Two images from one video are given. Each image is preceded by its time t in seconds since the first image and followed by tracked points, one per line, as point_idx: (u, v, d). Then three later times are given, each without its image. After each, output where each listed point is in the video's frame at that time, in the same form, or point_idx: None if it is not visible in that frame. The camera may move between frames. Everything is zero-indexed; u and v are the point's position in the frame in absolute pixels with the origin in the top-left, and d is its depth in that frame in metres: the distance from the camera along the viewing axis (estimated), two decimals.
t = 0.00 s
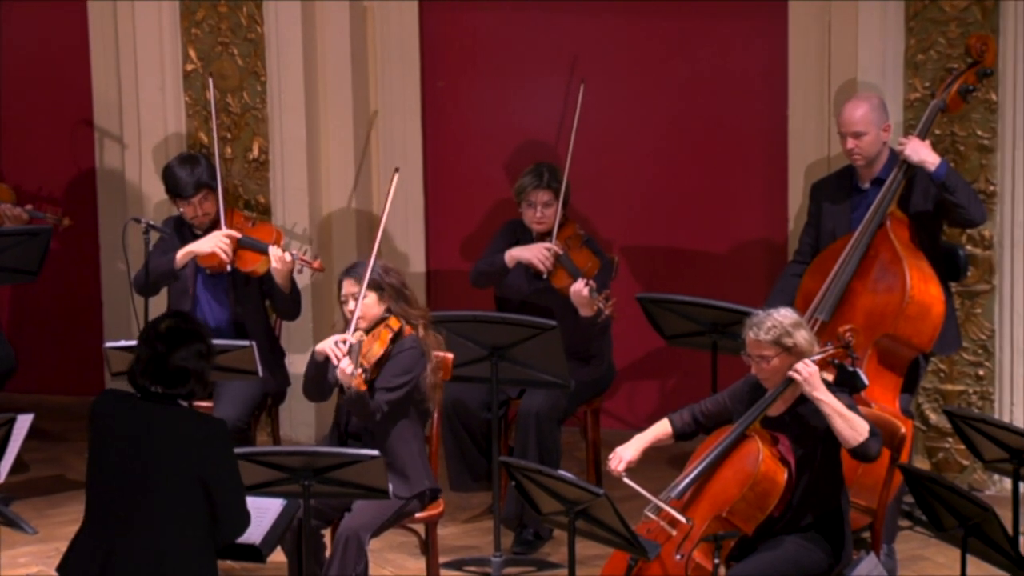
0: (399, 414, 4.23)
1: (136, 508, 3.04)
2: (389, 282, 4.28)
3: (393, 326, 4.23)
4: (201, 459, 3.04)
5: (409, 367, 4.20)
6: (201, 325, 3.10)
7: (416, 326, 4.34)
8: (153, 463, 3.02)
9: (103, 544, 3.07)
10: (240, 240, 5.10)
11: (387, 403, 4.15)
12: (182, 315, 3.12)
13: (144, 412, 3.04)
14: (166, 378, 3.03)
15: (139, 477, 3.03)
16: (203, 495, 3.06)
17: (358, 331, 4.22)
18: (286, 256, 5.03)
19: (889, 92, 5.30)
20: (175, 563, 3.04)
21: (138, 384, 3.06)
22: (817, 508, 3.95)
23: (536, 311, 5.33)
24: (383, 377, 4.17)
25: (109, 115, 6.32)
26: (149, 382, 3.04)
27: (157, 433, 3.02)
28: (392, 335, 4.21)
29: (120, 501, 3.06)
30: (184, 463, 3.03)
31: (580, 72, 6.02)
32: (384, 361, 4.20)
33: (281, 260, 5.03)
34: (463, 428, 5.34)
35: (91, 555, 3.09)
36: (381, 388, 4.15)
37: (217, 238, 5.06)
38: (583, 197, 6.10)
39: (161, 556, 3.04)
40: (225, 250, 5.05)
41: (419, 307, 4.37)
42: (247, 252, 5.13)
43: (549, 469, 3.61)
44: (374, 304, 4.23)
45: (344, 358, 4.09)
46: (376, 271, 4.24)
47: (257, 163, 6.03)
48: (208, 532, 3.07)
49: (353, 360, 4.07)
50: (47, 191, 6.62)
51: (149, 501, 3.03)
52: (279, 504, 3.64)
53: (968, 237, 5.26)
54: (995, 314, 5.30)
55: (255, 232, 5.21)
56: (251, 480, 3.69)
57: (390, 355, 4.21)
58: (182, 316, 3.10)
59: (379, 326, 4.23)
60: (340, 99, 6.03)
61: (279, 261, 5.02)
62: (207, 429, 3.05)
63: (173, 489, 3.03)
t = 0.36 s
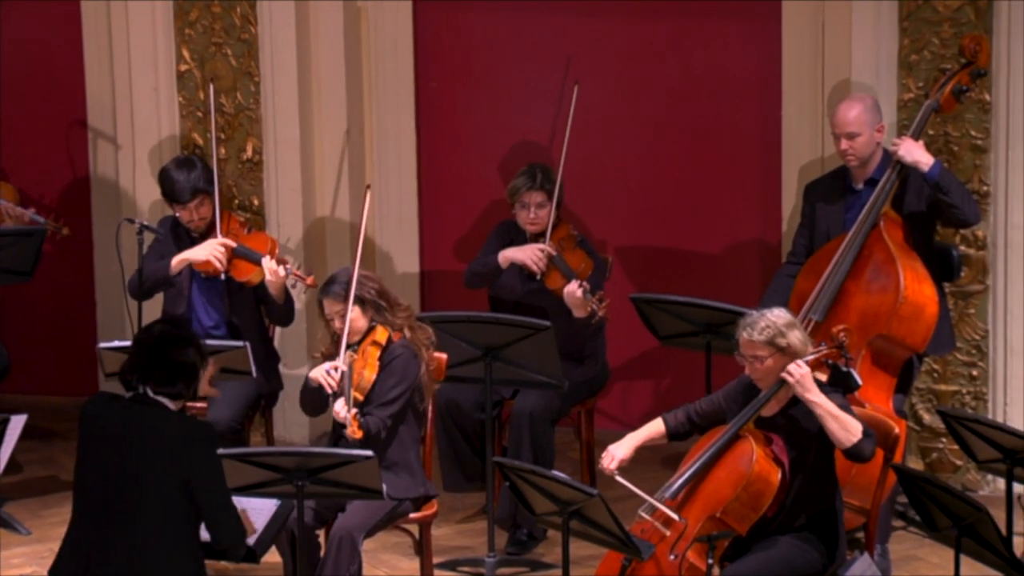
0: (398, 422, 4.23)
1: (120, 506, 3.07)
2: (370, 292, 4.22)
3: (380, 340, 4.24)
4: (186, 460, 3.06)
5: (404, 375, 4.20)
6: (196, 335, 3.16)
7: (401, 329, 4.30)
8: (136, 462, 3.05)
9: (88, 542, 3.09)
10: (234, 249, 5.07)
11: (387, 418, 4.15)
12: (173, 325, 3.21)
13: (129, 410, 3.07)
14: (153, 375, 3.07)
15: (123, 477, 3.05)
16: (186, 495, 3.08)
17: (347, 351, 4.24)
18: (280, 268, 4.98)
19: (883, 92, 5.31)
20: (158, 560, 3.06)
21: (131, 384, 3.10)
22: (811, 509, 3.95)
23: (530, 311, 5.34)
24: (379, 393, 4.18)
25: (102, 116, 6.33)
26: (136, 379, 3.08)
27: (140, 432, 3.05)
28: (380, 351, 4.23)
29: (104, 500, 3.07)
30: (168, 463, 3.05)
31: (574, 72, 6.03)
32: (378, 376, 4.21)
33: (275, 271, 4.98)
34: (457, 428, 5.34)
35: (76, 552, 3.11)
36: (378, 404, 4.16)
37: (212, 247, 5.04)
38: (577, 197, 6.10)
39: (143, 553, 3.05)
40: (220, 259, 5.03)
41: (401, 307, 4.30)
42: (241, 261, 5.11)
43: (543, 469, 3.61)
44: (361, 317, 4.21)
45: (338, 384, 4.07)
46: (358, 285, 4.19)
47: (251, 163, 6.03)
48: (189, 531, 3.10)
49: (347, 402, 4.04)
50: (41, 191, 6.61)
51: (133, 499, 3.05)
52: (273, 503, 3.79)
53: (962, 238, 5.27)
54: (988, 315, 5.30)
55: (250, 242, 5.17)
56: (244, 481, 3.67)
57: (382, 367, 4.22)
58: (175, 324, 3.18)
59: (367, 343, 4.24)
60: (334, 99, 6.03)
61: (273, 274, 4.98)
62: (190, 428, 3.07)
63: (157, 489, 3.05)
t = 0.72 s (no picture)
0: (396, 421, 4.22)
1: (105, 510, 3.07)
2: (376, 286, 4.28)
3: (377, 339, 4.24)
4: (168, 460, 3.08)
5: (400, 372, 4.19)
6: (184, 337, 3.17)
7: (401, 329, 4.33)
8: (119, 464, 3.06)
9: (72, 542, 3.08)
10: (232, 249, 5.08)
11: (384, 416, 4.14)
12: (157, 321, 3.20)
13: (110, 413, 3.09)
14: (139, 378, 3.09)
15: (105, 476, 3.06)
16: (167, 496, 3.10)
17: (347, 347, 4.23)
18: (277, 271, 4.99)
19: (880, 92, 5.31)
20: (145, 561, 3.06)
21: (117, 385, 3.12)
22: (808, 509, 3.94)
23: (527, 312, 5.34)
24: (376, 392, 4.18)
25: (99, 116, 6.33)
26: (121, 381, 3.10)
27: (122, 433, 3.06)
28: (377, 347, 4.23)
29: (88, 500, 3.08)
30: (152, 463, 3.06)
31: (570, 72, 6.03)
32: (377, 375, 4.21)
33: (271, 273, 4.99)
34: (454, 428, 5.34)
35: (61, 557, 3.09)
36: (374, 403, 4.16)
37: (209, 247, 5.04)
38: (574, 197, 6.10)
39: (131, 553, 3.05)
40: (217, 259, 5.03)
41: (403, 308, 4.34)
42: (238, 262, 5.10)
43: (540, 469, 3.61)
44: (365, 310, 4.23)
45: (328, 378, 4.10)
46: (360, 276, 4.22)
47: (248, 163, 6.03)
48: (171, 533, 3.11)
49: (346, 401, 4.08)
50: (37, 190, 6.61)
51: (119, 500, 3.06)
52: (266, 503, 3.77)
53: (959, 238, 5.28)
54: (985, 315, 5.30)
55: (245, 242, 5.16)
56: (242, 481, 3.67)
57: (380, 365, 4.21)
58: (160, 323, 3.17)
59: (364, 339, 4.24)
60: (331, 100, 6.03)
61: (269, 274, 4.98)
62: (169, 430, 3.09)
63: (141, 489, 3.06)
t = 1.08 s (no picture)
0: (398, 425, 4.23)
1: (95, 510, 3.06)
2: (373, 291, 4.28)
3: (376, 345, 4.26)
4: (156, 460, 3.07)
5: (402, 376, 4.20)
6: (168, 335, 3.15)
7: (398, 332, 4.33)
8: (103, 468, 3.05)
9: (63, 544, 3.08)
10: (227, 253, 5.07)
11: (389, 423, 4.15)
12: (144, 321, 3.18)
13: (93, 417, 3.08)
14: (121, 377, 3.08)
15: (92, 477, 3.06)
16: (156, 496, 3.09)
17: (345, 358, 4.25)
18: (270, 275, 4.94)
19: (877, 92, 5.31)
20: (134, 562, 3.06)
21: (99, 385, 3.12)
22: (806, 508, 3.94)
23: (525, 311, 5.34)
24: (378, 400, 4.18)
25: (97, 115, 6.34)
26: (105, 382, 3.10)
27: (109, 434, 3.05)
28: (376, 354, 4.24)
29: (77, 500, 3.07)
30: (140, 463, 3.06)
31: (569, 72, 6.03)
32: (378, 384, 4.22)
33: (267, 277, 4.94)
34: (452, 428, 5.34)
35: (52, 558, 3.09)
36: (378, 412, 4.16)
37: (202, 247, 5.03)
38: (572, 197, 6.10)
39: (119, 556, 3.05)
40: (209, 261, 5.03)
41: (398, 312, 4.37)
42: (234, 266, 5.10)
43: (538, 469, 3.61)
44: (362, 316, 4.24)
45: (333, 394, 4.09)
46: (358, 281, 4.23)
47: (246, 163, 6.04)
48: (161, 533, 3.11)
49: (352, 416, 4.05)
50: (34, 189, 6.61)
51: (109, 501, 3.05)
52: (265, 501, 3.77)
53: (957, 237, 5.28)
54: (983, 314, 5.31)
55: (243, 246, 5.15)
56: (240, 480, 3.67)
57: (381, 372, 4.22)
58: (145, 322, 3.15)
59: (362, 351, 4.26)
60: (329, 100, 6.03)
61: (263, 279, 4.94)
62: (152, 432, 3.08)
63: (128, 491, 3.05)
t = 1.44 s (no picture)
0: (398, 428, 4.24)
1: (89, 510, 3.07)
2: (368, 297, 4.27)
3: (375, 349, 4.28)
4: (148, 460, 3.07)
5: (401, 381, 4.21)
6: (151, 331, 3.11)
7: (395, 336, 4.31)
8: (96, 470, 3.05)
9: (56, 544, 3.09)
10: (222, 257, 5.07)
11: (392, 429, 4.16)
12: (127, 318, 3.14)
13: (82, 419, 3.07)
14: (107, 377, 3.05)
15: (84, 477, 3.06)
16: (147, 496, 3.10)
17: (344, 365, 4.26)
18: (263, 282, 4.95)
19: (876, 92, 5.31)
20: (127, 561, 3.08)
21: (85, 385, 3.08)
22: (805, 509, 3.95)
23: (524, 311, 5.34)
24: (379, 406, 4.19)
25: (97, 115, 6.34)
26: (92, 382, 3.06)
27: (102, 433, 3.05)
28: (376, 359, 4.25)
29: (70, 501, 3.07)
30: (133, 463, 3.06)
31: (567, 71, 6.03)
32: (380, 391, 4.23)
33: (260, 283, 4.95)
34: (451, 428, 5.34)
35: (45, 559, 3.09)
36: (381, 419, 4.16)
37: (197, 251, 5.05)
38: (571, 196, 6.10)
39: (119, 556, 3.07)
40: (202, 265, 5.04)
41: (394, 315, 4.35)
42: (229, 270, 5.11)
43: (536, 468, 3.61)
44: (358, 321, 4.25)
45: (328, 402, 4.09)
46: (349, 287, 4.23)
47: (245, 163, 6.04)
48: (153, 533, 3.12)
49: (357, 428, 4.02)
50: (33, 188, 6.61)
51: (104, 501, 3.06)
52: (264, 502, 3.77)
53: (956, 237, 5.28)
54: (982, 314, 5.31)
55: (241, 249, 5.16)
56: (239, 479, 3.67)
57: (382, 378, 4.23)
58: (128, 319, 3.11)
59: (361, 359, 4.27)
60: (328, 99, 6.03)
61: (257, 286, 4.95)
62: (144, 432, 3.08)
63: (120, 491, 3.06)
